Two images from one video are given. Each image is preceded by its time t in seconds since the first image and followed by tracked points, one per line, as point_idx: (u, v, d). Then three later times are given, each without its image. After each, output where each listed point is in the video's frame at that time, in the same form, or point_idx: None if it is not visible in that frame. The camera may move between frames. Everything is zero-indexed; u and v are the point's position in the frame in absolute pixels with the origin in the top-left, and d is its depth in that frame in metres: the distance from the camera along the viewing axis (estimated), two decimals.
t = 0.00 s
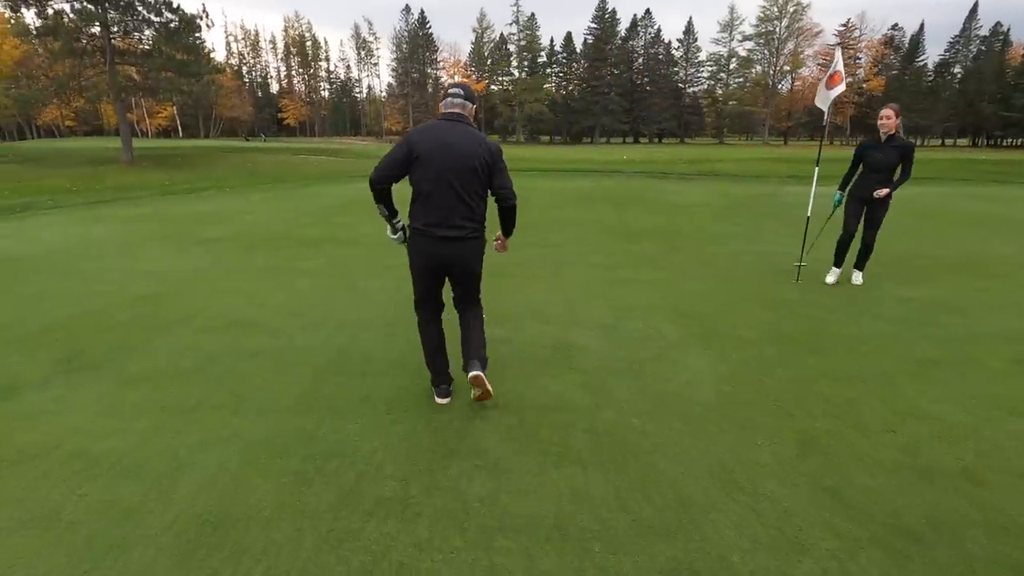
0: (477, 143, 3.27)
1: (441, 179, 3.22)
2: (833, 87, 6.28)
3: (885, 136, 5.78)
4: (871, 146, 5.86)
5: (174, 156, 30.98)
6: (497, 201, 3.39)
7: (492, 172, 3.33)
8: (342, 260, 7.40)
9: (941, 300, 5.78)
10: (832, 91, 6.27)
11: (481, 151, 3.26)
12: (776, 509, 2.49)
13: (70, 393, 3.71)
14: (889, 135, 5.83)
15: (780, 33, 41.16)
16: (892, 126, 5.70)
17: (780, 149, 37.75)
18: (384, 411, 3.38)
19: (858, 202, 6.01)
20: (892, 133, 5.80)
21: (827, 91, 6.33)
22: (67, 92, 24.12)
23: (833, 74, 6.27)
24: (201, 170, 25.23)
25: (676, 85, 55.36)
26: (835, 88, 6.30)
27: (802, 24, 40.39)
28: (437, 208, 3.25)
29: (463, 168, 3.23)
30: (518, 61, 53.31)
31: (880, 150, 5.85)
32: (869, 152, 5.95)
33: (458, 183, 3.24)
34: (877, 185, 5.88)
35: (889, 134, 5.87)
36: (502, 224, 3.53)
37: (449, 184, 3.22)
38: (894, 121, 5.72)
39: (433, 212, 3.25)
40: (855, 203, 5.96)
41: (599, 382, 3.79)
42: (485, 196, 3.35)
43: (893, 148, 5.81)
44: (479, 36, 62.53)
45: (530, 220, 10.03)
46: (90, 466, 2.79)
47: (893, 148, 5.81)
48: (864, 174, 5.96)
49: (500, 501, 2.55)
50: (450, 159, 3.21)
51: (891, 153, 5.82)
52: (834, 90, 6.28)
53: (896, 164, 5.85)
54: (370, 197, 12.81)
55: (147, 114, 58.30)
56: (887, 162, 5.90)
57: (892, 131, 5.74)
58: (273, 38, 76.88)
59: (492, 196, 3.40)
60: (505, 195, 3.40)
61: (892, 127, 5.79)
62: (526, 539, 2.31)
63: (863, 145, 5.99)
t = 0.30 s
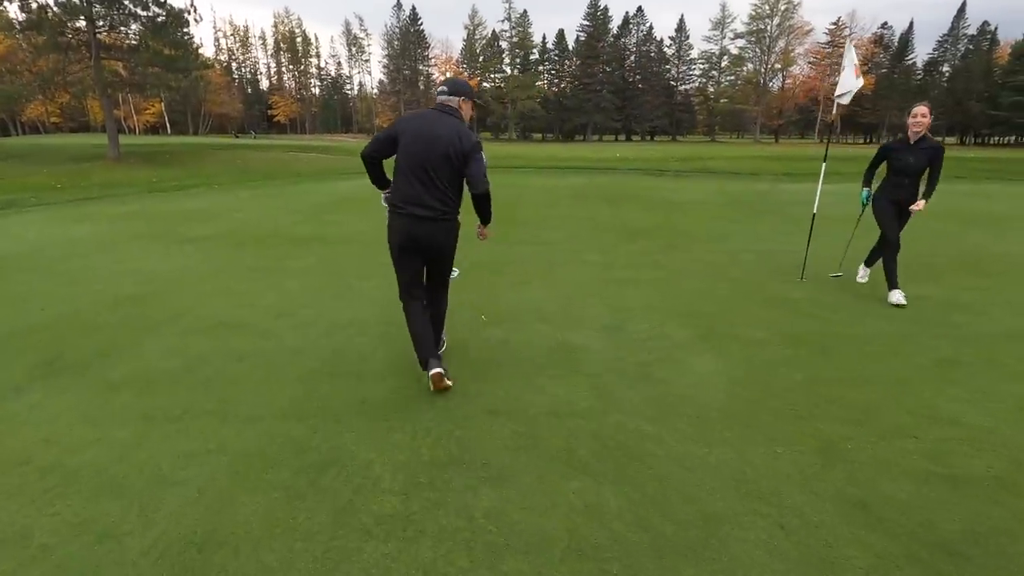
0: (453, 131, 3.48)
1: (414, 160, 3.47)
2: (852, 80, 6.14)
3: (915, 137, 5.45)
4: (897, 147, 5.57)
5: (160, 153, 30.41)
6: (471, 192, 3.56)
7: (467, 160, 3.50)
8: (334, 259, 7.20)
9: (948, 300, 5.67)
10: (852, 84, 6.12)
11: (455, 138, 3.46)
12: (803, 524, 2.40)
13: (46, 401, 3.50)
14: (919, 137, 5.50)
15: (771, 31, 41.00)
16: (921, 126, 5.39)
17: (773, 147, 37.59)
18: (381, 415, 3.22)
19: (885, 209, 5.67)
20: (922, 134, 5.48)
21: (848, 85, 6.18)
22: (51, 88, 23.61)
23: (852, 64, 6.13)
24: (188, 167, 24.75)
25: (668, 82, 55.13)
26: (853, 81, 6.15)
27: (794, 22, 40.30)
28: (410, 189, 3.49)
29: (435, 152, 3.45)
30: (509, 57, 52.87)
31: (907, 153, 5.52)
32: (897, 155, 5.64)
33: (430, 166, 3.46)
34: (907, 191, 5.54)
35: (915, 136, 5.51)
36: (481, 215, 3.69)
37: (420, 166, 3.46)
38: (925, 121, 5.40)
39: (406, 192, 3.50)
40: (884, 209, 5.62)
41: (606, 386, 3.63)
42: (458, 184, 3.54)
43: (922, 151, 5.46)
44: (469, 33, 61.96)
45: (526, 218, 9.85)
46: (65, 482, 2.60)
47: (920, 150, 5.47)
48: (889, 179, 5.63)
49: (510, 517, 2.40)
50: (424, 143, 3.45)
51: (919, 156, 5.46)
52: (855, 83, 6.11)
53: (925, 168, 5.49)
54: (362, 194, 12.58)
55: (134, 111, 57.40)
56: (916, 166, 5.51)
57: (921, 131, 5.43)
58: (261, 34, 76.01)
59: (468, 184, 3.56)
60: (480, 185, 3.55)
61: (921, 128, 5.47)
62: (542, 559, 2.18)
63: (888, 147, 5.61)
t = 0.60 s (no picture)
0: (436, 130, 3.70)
1: (396, 144, 3.73)
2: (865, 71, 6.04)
3: (950, 122, 5.01)
4: (931, 135, 5.10)
5: (144, 141, 29.84)
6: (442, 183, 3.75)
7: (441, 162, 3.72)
8: (324, 252, 7.01)
9: (951, 294, 5.59)
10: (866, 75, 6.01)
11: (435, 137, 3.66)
12: (828, 534, 2.28)
13: (23, 402, 3.32)
14: (952, 122, 5.05)
15: (763, 23, 40.90)
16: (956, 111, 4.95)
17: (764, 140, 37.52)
18: (378, 418, 3.07)
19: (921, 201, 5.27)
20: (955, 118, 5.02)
21: (861, 75, 6.08)
22: (31, 74, 23.07)
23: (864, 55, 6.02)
24: (174, 156, 24.31)
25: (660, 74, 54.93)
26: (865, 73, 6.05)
27: (784, 15, 40.25)
28: (386, 170, 3.79)
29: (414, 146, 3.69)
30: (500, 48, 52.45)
31: (942, 140, 5.07)
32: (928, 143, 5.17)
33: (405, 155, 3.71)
34: (945, 181, 5.11)
35: (948, 119, 5.08)
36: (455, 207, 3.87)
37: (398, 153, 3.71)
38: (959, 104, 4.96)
39: (383, 174, 3.81)
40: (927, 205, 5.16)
41: (611, 385, 3.50)
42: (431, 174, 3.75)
43: (958, 137, 5.03)
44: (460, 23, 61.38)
45: (520, 210, 9.69)
46: (42, 492, 2.43)
47: (955, 137, 5.03)
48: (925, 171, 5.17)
49: (518, 526, 2.26)
50: (406, 133, 3.71)
51: (955, 142, 5.04)
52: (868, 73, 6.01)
53: (960, 155, 5.10)
54: (352, 185, 12.35)
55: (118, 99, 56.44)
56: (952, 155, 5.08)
57: (954, 116, 4.99)
58: (249, 22, 74.95)
59: (443, 176, 3.76)
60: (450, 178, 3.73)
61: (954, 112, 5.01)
62: (553, 572, 2.06)
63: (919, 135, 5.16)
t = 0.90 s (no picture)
0: (422, 122, 3.75)
1: (381, 135, 3.76)
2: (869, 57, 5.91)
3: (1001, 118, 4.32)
4: (977, 132, 4.42)
5: (133, 128, 29.36)
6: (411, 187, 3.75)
7: (421, 152, 3.69)
8: (318, 241, 6.86)
9: (956, 289, 5.49)
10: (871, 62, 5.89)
11: (420, 126, 3.69)
12: (847, 543, 2.16)
13: None
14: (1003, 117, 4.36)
15: (760, 14, 40.64)
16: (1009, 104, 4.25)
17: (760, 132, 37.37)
18: (372, 415, 2.94)
19: (960, 206, 4.64)
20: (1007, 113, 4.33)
21: (866, 63, 5.94)
22: (16, 58, 22.59)
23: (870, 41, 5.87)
24: (164, 143, 23.95)
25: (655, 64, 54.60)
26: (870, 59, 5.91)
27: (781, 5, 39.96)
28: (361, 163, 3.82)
29: (398, 134, 3.72)
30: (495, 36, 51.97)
31: (989, 137, 4.40)
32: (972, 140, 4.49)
33: (388, 144, 3.74)
34: (990, 185, 4.46)
35: (1000, 114, 4.37)
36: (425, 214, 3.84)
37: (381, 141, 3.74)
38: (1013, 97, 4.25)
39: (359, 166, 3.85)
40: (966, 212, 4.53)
41: (614, 382, 3.37)
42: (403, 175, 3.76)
43: (1008, 136, 4.36)
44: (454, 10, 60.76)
45: (516, 200, 9.54)
46: (13, 497, 2.28)
47: (1006, 134, 4.35)
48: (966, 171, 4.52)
49: (519, 535, 2.13)
50: (392, 128, 3.74)
51: (1004, 140, 4.36)
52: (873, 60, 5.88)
53: (1009, 155, 4.42)
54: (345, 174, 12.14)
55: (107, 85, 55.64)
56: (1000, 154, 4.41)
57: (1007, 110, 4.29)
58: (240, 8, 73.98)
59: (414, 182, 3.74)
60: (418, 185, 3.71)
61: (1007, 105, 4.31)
62: None
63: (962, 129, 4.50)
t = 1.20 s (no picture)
0: (453, 149, 3.74)
1: (409, 142, 3.72)
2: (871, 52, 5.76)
3: None
4: None
5: (126, 122, 29.08)
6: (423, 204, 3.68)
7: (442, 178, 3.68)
8: (310, 239, 6.68)
9: (966, 291, 5.33)
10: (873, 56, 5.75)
11: (450, 155, 3.68)
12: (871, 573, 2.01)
13: None
14: None
15: (757, 11, 40.47)
16: None
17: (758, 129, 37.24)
18: (363, 427, 2.78)
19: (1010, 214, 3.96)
20: None
21: (867, 58, 5.81)
22: (8, 51, 22.33)
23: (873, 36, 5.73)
24: (157, 138, 23.71)
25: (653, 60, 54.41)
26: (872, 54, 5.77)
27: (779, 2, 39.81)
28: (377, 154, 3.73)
29: (427, 148, 3.68)
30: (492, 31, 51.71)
31: None
32: None
33: (412, 153, 3.69)
34: None
35: None
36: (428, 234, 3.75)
37: (408, 148, 3.68)
38: None
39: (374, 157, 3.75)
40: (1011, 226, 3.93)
41: (618, 391, 3.22)
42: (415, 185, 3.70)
43: None
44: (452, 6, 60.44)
45: (514, 198, 9.36)
46: None
47: None
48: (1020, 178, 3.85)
49: (519, 564, 1.98)
50: (423, 145, 3.71)
51: None
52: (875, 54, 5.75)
53: None
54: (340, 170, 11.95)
55: (102, 78, 55.26)
56: None
57: None
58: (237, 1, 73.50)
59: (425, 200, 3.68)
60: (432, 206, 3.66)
61: None
62: None
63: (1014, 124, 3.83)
